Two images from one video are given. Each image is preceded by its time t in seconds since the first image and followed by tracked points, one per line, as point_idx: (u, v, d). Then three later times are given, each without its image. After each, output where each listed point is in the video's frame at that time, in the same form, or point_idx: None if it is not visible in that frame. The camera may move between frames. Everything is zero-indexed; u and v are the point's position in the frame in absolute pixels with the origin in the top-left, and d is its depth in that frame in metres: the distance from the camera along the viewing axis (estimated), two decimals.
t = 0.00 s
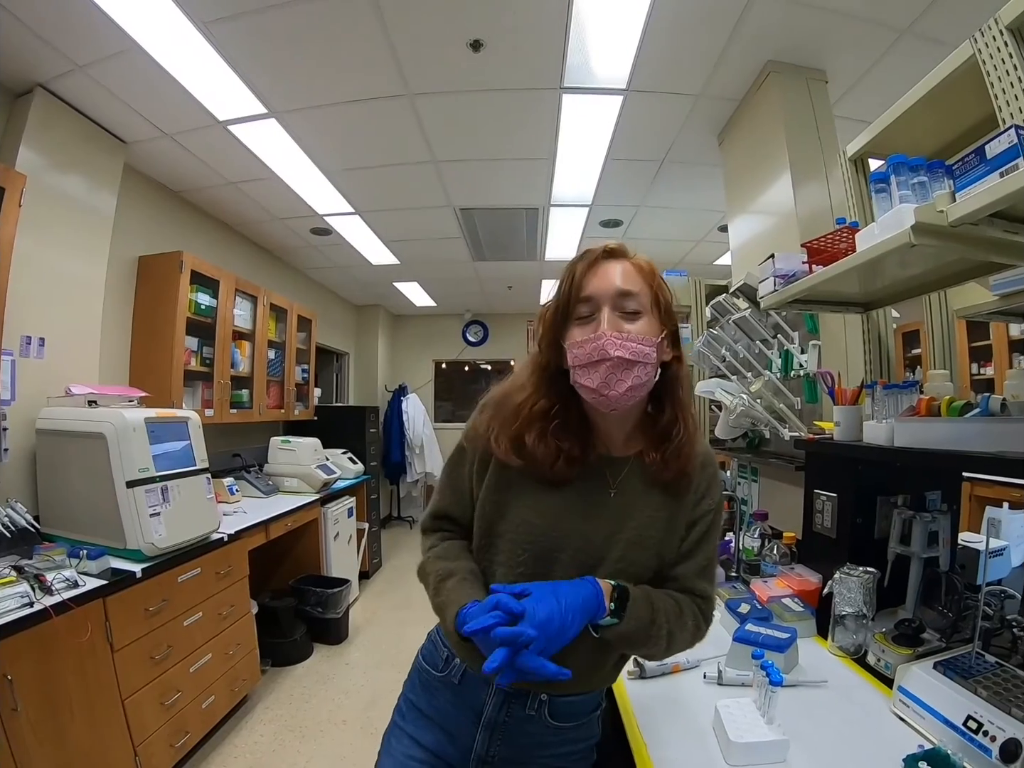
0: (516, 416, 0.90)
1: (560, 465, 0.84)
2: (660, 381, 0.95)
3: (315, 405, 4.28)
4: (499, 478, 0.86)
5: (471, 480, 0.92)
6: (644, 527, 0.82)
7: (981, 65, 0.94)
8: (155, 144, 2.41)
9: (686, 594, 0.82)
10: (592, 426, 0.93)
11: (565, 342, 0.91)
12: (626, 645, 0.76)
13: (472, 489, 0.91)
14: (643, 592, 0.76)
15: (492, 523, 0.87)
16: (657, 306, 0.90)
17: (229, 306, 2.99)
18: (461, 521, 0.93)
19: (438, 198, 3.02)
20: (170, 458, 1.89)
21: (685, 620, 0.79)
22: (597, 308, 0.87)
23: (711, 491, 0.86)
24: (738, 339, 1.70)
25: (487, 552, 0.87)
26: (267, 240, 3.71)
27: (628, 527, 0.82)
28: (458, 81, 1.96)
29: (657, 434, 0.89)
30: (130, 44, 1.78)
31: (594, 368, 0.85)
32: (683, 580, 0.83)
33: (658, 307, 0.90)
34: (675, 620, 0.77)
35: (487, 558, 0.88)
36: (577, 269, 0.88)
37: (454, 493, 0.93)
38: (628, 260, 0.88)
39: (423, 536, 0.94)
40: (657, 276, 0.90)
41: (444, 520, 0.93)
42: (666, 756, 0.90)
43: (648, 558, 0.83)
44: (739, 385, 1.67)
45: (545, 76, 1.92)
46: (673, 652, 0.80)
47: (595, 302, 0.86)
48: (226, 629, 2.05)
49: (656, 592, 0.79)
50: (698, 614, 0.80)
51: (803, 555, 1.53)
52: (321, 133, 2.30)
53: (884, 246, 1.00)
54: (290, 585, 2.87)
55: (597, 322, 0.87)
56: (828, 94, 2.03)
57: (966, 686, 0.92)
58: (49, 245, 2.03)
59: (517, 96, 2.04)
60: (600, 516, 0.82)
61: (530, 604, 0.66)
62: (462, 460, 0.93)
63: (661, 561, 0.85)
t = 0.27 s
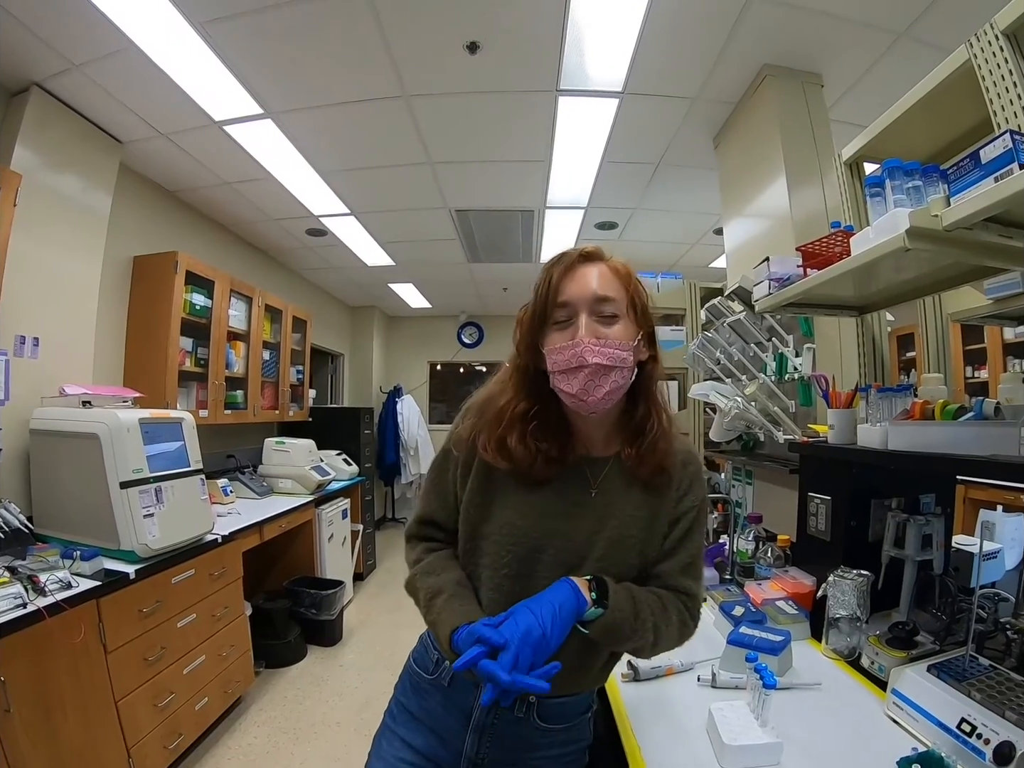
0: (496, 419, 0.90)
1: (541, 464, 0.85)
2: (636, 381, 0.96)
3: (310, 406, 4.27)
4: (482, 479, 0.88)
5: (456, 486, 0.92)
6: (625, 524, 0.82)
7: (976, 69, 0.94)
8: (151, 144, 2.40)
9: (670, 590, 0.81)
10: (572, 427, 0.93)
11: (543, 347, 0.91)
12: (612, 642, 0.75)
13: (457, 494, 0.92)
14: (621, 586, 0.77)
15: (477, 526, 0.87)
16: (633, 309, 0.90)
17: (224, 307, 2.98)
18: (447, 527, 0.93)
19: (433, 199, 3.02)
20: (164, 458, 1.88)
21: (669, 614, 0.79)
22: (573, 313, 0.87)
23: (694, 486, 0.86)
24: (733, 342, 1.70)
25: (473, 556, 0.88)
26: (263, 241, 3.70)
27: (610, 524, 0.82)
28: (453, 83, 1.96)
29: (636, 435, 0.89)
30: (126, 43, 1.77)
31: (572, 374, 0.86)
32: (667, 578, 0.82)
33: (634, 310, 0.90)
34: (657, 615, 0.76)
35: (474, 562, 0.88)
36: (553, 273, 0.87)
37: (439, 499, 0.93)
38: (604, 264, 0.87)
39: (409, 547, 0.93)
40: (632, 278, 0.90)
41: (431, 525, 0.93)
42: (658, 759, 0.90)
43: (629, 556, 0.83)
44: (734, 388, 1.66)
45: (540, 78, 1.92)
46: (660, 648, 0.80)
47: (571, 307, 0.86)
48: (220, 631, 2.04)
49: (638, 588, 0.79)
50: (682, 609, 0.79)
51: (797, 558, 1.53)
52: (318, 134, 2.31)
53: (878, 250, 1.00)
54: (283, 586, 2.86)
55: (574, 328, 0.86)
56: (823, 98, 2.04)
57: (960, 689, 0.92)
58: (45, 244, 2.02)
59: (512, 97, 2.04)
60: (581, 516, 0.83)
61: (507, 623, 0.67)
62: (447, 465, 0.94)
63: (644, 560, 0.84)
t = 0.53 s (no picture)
0: (476, 422, 0.92)
1: (520, 463, 0.87)
2: (615, 384, 0.96)
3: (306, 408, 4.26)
4: (464, 482, 0.88)
5: (442, 492, 0.92)
6: (605, 522, 0.82)
7: (973, 74, 0.95)
8: (148, 145, 2.40)
9: (653, 587, 0.80)
10: (550, 428, 0.94)
11: (520, 353, 0.91)
12: (598, 643, 0.75)
13: (443, 500, 0.92)
14: (604, 586, 0.77)
15: (460, 530, 0.87)
16: (609, 316, 0.89)
17: (220, 308, 2.97)
18: (434, 536, 0.93)
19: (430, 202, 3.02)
20: (160, 460, 1.88)
21: (654, 612, 0.78)
22: (549, 325, 0.86)
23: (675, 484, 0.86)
24: (729, 345, 1.71)
25: (460, 562, 0.87)
26: (260, 243, 3.70)
27: (590, 523, 0.82)
28: (450, 85, 1.95)
29: (612, 435, 0.89)
30: (124, 43, 1.77)
31: (549, 384, 0.86)
32: (651, 576, 0.81)
33: (610, 318, 0.89)
34: (641, 613, 0.76)
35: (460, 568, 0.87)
36: (528, 283, 0.86)
37: (425, 507, 0.93)
38: (579, 273, 0.85)
39: (398, 558, 0.93)
40: (608, 285, 0.88)
41: (418, 533, 0.93)
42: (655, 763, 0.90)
43: (614, 553, 0.82)
44: (731, 392, 1.67)
45: (538, 81, 1.92)
46: (647, 647, 0.79)
47: (546, 318, 0.85)
48: (216, 633, 2.04)
49: (621, 587, 0.79)
50: (666, 607, 0.78)
51: (794, 561, 1.53)
52: (315, 136, 2.30)
53: (874, 254, 1.00)
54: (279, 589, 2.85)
55: (550, 340, 0.86)
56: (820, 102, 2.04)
57: (958, 692, 0.92)
58: (41, 245, 2.02)
59: (510, 100, 2.04)
60: (561, 516, 0.83)
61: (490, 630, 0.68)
62: (432, 473, 0.94)
63: (628, 559, 0.84)
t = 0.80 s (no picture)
0: (457, 422, 0.92)
1: (501, 463, 0.87)
2: (593, 385, 0.97)
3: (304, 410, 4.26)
4: (448, 485, 0.88)
5: (427, 497, 0.92)
6: (590, 517, 0.82)
7: (974, 78, 0.95)
8: (148, 146, 2.40)
9: (646, 581, 0.81)
10: (529, 429, 0.94)
11: (500, 353, 0.92)
12: (597, 643, 0.76)
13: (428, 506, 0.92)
14: (599, 586, 0.77)
15: (447, 533, 0.87)
16: (589, 318, 0.91)
17: (219, 309, 2.97)
18: (422, 546, 0.92)
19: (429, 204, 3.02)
20: (158, 462, 1.87)
21: (649, 605, 0.79)
22: (530, 323, 0.88)
23: (656, 479, 0.87)
24: (728, 348, 1.70)
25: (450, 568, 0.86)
26: (259, 244, 3.70)
27: (574, 520, 0.82)
28: (450, 87, 1.95)
29: (592, 434, 0.90)
30: (124, 44, 1.77)
31: (530, 382, 0.87)
32: (642, 570, 0.82)
33: (590, 319, 0.92)
34: (636, 609, 0.77)
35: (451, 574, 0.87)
36: (511, 283, 0.88)
37: (413, 514, 0.93)
38: (561, 274, 0.88)
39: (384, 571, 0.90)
40: (588, 288, 0.91)
41: (404, 542, 0.92)
42: None
43: (602, 548, 0.83)
44: (729, 395, 1.66)
45: (537, 83, 1.92)
46: (644, 640, 0.80)
47: (528, 317, 0.88)
48: (213, 635, 2.03)
49: (615, 585, 0.79)
50: (659, 598, 0.80)
51: (792, 565, 1.52)
52: (314, 138, 2.30)
53: (874, 258, 1.00)
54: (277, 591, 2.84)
55: (532, 339, 0.88)
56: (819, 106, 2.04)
57: (956, 696, 0.92)
58: (40, 245, 2.02)
59: (509, 103, 2.04)
60: (544, 514, 0.83)
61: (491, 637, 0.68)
62: (415, 480, 0.94)
63: (617, 553, 0.85)
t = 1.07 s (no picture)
0: (431, 424, 0.92)
1: (476, 465, 0.87)
2: (566, 387, 0.98)
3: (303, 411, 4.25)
4: (428, 495, 0.87)
5: (405, 509, 0.91)
6: (571, 513, 0.84)
7: (974, 80, 0.95)
8: (148, 146, 2.40)
9: (632, 573, 0.84)
10: (504, 431, 0.95)
11: (475, 354, 0.94)
12: (591, 638, 0.77)
13: (408, 518, 0.90)
14: (591, 582, 0.79)
15: (430, 540, 0.86)
16: (561, 320, 0.93)
17: (219, 310, 2.97)
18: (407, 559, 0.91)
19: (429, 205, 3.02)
20: (157, 463, 1.87)
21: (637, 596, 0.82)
22: (505, 323, 0.90)
23: (631, 474, 0.88)
24: (728, 350, 1.69)
25: (437, 579, 0.85)
26: (259, 245, 3.69)
27: (556, 518, 0.83)
28: (449, 88, 1.95)
29: (566, 434, 0.91)
30: (124, 44, 1.77)
31: (505, 382, 0.88)
32: (627, 561, 0.85)
33: (563, 321, 0.94)
34: (626, 600, 0.79)
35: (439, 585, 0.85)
36: (486, 284, 0.90)
37: (393, 528, 0.91)
38: (535, 276, 0.91)
39: (366, 591, 0.88)
40: (561, 291, 0.94)
41: (385, 557, 0.90)
42: None
43: (586, 543, 0.84)
44: (729, 396, 1.66)
45: (537, 85, 1.92)
46: (635, 631, 0.83)
47: (503, 318, 0.90)
48: (212, 637, 2.03)
49: (603, 580, 0.81)
50: (647, 588, 0.83)
51: (792, 566, 1.52)
52: (314, 139, 2.30)
53: (875, 260, 1.00)
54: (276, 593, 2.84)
55: (506, 338, 0.89)
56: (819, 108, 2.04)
57: (956, 697, 0.92)
58: (39, 245, 2.01)
59: (509, 104, 2.04)
60: (524, 516, 0.84)
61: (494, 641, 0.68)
62: (392, 492, 0.93)
63: (602, 548, 0.87)
